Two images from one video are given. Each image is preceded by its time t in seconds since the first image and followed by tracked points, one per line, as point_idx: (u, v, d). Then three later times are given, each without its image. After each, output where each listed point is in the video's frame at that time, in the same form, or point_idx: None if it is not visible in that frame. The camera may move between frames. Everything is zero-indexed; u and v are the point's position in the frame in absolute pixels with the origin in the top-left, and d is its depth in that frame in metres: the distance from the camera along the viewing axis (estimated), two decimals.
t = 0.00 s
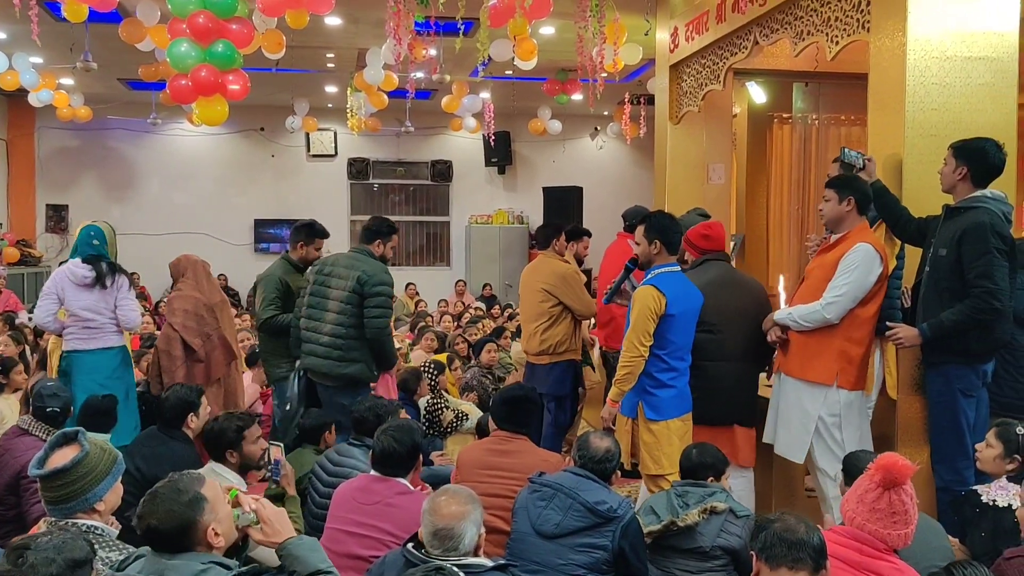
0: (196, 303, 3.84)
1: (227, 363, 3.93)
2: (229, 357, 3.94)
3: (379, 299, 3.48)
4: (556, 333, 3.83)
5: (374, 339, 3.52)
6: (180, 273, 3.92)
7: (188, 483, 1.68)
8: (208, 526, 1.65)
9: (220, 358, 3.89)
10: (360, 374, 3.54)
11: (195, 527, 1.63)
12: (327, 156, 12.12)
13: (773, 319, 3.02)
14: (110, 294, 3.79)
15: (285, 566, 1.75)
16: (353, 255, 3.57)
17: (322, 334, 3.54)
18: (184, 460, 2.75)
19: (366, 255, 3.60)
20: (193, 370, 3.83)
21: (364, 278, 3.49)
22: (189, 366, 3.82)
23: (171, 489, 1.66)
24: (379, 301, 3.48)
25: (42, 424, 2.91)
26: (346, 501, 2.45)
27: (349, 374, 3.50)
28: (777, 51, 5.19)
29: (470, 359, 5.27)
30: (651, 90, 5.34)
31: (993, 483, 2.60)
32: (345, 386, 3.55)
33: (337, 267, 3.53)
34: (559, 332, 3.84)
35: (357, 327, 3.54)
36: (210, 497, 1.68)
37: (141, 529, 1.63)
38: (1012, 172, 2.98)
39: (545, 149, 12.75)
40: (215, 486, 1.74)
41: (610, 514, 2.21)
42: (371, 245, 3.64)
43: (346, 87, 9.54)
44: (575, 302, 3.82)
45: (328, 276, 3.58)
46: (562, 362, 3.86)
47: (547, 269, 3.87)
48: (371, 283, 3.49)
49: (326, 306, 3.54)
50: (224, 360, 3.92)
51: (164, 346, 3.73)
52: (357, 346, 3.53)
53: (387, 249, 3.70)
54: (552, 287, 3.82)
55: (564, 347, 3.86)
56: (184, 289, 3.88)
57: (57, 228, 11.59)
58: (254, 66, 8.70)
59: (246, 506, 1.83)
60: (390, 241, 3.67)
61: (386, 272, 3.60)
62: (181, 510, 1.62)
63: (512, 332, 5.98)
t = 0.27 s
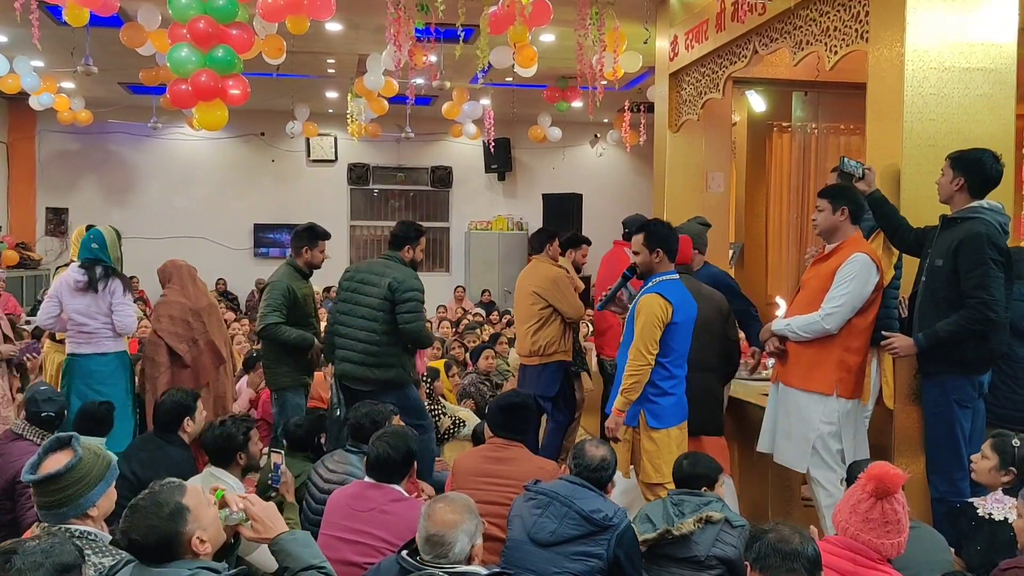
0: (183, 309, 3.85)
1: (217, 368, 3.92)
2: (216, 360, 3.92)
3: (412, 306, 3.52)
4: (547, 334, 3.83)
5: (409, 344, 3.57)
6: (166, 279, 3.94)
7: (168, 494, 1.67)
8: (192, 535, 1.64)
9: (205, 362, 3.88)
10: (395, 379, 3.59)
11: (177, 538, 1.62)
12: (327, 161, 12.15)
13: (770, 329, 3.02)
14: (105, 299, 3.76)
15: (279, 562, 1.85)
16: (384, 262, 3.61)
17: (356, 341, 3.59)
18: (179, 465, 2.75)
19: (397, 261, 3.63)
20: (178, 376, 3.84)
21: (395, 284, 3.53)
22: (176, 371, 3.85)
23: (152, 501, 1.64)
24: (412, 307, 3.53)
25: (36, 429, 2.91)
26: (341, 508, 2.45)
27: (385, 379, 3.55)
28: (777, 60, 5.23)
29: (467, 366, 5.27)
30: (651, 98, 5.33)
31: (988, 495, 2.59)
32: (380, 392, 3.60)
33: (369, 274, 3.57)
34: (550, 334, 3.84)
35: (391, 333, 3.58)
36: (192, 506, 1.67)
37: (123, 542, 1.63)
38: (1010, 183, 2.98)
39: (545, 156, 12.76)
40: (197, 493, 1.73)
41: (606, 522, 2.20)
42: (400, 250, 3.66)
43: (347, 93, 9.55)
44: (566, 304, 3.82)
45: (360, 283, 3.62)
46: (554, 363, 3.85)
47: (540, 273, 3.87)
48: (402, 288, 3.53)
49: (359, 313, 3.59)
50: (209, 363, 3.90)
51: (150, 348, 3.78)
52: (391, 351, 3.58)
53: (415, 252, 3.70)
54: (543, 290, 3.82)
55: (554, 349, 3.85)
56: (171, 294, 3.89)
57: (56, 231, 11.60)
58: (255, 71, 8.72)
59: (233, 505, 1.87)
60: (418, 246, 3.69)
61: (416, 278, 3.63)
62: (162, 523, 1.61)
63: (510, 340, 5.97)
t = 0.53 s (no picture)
0: (171, 312, 3.85)
1: (200, 372, 3.90)
2: (202, 363, 3.91)
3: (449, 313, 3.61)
4: (543, 339, 3.84)
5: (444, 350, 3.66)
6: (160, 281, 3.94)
7: (155, 500, 1.66)
8: (181, 539, 1.64)
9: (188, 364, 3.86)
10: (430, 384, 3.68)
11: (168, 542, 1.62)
12: (323, 165, 12.15)
13: (765, 334, 3.02)
14: (86, 305, 3.75)
15: (271, 562, 1.85)
16: (419, 270, 3.69)
17: (390, 347, 3.68)
18: (173, 468, 2.74)
19: (431, 269, 3.71)
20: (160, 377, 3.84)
21: (430, 294, 3.61)
22: (158, 372, 3.84)
23: (138, 507, 1.64)
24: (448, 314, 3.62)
25: (28, 432, 2.90)
26: (334, 512, 2.44)
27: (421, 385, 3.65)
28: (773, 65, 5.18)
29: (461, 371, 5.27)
30: (647, 103, 5.34)
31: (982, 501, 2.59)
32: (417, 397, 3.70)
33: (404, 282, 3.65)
34: (546, 339, 3.85)
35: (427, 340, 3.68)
36: (179, 511, 1.67)
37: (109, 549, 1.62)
38: (1003, 189, 2.99)
39: (541, 161, 12.78)
40: (185, 498, 1.73)
41: (600, 527, 2.20)
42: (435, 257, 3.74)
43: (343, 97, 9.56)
44: (562, 309, 3.84)
45: (395, 291, 3.71)
46: (549, 368, 3.87)
47: (535, 276, 3.89)
48: (437, 299, 3.62)
49: (394, 319, 3.68)
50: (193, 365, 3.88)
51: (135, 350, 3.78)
52: (425, 359, 3.67)
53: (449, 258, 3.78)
54: (540, 295, 3.84)
55: (551, 353, 3.86)
56: (162, 296, 3.90)
57: (52, 234, 11.59)
58: (252, 75, 8.73)
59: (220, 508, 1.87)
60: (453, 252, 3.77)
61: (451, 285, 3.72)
62: (150, 529, 1.60)
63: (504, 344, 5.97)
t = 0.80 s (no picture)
0: (156, 311, 3.85)
1: (186, 372, 3.88)
2: (187, 363, 3.88)
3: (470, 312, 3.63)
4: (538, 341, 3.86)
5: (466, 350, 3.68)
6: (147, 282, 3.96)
7: (148, 501, 1.66)
8: (174, 541, 1.64)
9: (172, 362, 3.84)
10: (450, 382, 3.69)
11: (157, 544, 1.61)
12: (319, 165, 12.15)
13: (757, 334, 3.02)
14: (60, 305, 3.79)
15: (263, 566, 1.86)
16: (444, 269, 3.71)
17: (412, 345, 3.70)
18: (166, 469, 2.74)
19: (457, 268, 3.73)
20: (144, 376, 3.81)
21: (452, 293, 3.64)
22: (142, 373, 3.81)
23: (130, 509, 1.64)
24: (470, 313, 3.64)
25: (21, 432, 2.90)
26: (327, 513, 2.45)
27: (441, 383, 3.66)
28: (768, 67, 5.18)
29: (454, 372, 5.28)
30: (642, 104, 5.35)
31: (973, 502, 2.60)
32: (437, 395, 3.71)
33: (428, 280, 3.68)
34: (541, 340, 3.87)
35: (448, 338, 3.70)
36: (172, 511, 1.67)
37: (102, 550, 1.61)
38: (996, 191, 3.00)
39: (537, 162, 12.80)
40: (178, 499, 1.72)
41: (592, 528, 2.20)
42: (460, 257, 3.77)
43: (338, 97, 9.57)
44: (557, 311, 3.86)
45: (419, 289, 3.74)
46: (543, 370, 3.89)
47: (529, 278, 3.91)
48: (461, 297, 3.64)
49: (417, 318, 3.71)
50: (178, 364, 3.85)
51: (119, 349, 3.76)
52: (446, 357, 3.68)
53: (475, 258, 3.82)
54: (535, 297, 3.87)
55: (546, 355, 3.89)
56: (148, 297, 3.90)
57: (47, 235, 11.57)
58: (247, 75, 8.73)
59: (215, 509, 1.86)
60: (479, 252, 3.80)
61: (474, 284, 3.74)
62: (142, 530, 1.60)
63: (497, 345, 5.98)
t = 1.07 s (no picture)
0: (133, 313, 3.85)
1: (164, 374, 3.87)
2: (166, 365, 3.88)
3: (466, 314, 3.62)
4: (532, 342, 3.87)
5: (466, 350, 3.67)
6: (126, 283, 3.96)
7: (149, 497, 1.67)
8: (172, 538, 1.64)
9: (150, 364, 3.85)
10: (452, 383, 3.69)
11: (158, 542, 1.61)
12: (314, 166, 12.15)
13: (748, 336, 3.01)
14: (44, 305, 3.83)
15: None
16: (452, 270, 3.73)
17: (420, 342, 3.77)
18: (159, 469, 2.74)
19: (465, 269, 3.73)
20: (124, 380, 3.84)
21: (451, 293, 3.64)
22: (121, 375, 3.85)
23: (132, 503, 1.65)
24: (465, 315, 3.62)
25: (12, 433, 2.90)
26: (320, 514, 2.44)
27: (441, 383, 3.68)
28: (761, 69, 5.16)
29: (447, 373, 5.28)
30: (636, 106, 5.36)
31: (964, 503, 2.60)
32: (442, 393, 3.74)
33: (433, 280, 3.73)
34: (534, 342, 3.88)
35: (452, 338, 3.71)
36: (172, 509, 1.67)
37: (103, 543, 1.61)
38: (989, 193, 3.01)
39: (532, 163, 12.81)
40: (178, 498, 1.73)
41: (585, 529, 2.20)
42: (472, 258, 3.77)
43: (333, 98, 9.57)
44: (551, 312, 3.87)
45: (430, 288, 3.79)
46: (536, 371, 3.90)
47: (523, 279, 3.91)
48: (460, 299, 3.64)
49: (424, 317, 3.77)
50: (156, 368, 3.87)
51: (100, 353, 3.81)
52: (448, 357, 3.70)
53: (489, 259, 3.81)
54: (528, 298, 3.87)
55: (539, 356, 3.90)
56: (126, 298, 3.90)
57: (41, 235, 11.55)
58: (241, 76, 8.73)
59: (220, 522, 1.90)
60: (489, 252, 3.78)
61: (481, 286, 3.73)
62: (142, 524, 1.60)
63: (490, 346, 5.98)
